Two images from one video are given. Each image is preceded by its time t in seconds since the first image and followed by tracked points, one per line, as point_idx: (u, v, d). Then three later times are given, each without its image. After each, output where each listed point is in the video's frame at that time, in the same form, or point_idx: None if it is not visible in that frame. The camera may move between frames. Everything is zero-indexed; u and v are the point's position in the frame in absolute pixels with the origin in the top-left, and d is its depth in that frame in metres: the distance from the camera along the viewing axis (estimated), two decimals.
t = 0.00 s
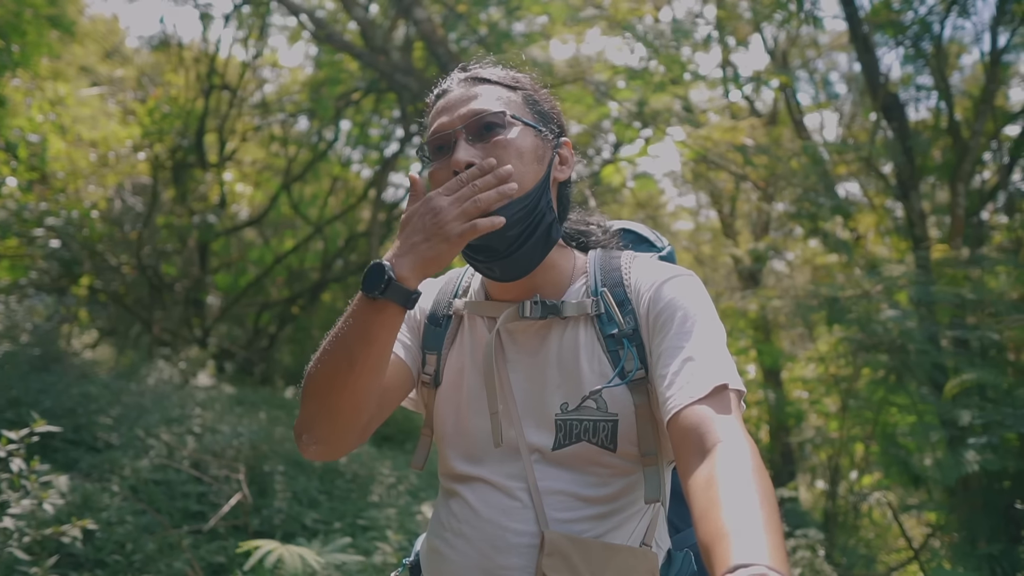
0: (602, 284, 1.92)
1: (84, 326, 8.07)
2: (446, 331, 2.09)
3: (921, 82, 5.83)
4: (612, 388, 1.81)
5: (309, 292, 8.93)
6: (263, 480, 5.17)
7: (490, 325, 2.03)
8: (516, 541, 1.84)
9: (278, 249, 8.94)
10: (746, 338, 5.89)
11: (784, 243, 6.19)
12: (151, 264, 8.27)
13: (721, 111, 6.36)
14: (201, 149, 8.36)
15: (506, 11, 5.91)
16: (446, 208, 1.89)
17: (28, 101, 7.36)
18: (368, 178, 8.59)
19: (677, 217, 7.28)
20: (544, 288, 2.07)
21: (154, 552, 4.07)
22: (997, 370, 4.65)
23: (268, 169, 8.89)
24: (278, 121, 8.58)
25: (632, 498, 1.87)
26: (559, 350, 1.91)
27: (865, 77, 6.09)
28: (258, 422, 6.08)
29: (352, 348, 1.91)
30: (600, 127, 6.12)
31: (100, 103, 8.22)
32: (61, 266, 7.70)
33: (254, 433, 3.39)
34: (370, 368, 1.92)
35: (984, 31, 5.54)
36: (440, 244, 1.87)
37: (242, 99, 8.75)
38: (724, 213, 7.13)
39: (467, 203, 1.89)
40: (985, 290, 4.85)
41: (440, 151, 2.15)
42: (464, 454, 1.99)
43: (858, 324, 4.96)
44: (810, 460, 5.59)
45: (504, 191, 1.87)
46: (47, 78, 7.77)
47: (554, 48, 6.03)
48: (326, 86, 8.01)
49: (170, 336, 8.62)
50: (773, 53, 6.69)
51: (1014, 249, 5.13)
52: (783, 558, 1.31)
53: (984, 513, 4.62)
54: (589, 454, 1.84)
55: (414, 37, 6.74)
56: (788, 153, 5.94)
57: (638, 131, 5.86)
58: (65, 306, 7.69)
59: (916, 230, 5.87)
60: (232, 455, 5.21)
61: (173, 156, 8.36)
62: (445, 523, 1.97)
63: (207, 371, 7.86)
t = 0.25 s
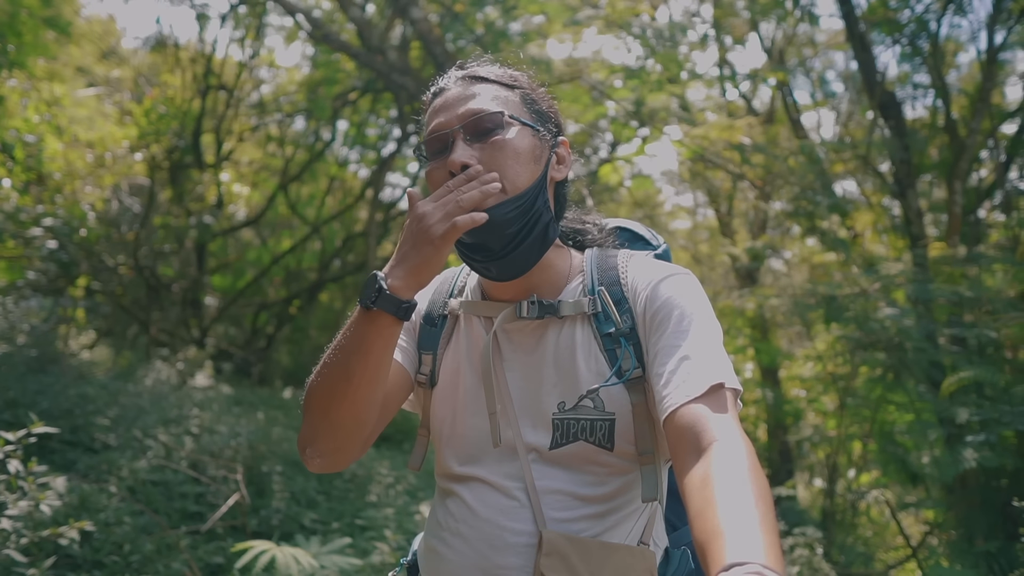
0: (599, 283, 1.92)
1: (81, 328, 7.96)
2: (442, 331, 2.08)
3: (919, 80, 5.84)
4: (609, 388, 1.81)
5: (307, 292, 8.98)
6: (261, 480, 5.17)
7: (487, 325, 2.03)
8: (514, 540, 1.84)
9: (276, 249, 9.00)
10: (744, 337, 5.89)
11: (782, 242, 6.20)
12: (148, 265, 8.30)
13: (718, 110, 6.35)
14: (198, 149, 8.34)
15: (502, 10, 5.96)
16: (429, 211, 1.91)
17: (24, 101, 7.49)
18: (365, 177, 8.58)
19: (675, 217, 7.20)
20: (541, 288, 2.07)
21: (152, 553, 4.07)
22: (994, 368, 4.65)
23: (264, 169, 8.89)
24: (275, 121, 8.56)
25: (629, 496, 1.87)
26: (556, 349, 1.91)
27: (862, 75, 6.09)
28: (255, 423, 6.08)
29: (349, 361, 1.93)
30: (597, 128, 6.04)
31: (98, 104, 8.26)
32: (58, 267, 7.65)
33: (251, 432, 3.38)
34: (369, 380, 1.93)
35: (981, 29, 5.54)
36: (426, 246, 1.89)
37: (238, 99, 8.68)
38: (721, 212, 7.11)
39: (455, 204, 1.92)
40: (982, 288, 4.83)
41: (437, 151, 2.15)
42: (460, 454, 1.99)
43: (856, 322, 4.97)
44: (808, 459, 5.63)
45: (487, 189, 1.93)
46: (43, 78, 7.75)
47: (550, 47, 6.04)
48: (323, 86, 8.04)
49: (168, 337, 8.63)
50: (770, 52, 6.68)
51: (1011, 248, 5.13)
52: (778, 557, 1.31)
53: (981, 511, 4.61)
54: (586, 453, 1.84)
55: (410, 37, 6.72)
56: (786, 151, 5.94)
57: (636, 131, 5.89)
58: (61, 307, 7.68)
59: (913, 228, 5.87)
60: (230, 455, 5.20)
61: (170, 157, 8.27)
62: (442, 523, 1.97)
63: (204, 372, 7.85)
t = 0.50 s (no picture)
0: (594, 277, 1.92)
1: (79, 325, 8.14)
2: (436, 327, 2.08)
3: (917, 77, 5.83)
4: (606, 382, 1.81)
5: (305, 290, 8.92)
6: (259, 477, 5.18)
7: (481, 320, 2.03)
8: (510, 535, 1.84)
9: (274, 247, 9.00)
10: (743, 334, 5.90)
11: (781, 238, 6.20)
12: (146, 263, 8.34)
13: (716, 107, 6.35)
14: (195, 147, 8.31)
15: (500, 7, 6.01)
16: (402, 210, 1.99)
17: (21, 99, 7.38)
18: (363, 175, 8.56)
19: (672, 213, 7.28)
20: (536, 283, 2.07)
21: (150, 551, 4.07)
22: (992, 364, 4.63)
23: (262, 167, 8.88)
24: (273, 119, 8.55)
25: (626, 490, 1.87)
26: (550, 343, 1.91)
27: (860, 72, 6.09)
28: (254, 420, 6.08)
29: (336, 364, 1.98)
30: (595, 125, 6.01)
31: (96, 101, 8.32)
32: (57, 266, 7.64)
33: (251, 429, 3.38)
34: (357, 380, 1.98)
35: (979, 26, 5.53)
36: (396, 241, 1.95)
37: (236, 96, 8.65)
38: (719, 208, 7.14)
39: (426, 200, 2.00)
40: (980, 284, 4.81)
41: (428, 150, 2.16)
42: (456, 450, 1.99)
43: (854, 318, 4.96)
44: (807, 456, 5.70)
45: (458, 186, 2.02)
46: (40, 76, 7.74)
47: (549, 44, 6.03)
48: (321, 83, 8.05)
49: (166, 334, 8.66)
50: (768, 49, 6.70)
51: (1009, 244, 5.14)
52: (777, 552, 1.30)
53: (980, 507, 4.61)
54: (582, 447, 1.84)
55: (408, 34, 6.71)
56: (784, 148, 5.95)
57: (634, 129, 5.81)
58: (59, 305, 7.66)
59: (911, 224, 5.87)
60: (228, 452, 5.21)
61: (167, 155, 8.31)
62: (438, 519, 1.97)
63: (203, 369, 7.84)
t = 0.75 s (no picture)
0: (592, 275, 1.91)
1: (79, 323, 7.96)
2: (432, 327, 2.08)
3: (917, 76, 5.82)
4: (603, 379, 1.80)
5: (304, 289, 9.00)
6: (259, 476, 5.18)
7: (478, 319, 2.03)
8: (507, 535, 1.84)
9: (273, 246, 9.00)
10: (742, 334, 5.89)
11: (780, 238, 6.16)
12: (147, 262, 8.35)
13: (716, 106, 6.34)
14: (195, 146, 8.31)
15: (500, 6, 5.93)
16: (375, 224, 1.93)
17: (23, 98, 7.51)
18: (363, 174, 8.54)
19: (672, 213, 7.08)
20: (533, 282, 2.07)
21: (149, 549, 4.07)
22: (993, 364, 4.62)
23: (262, 166, 8.89)
24: (273, 118, 8.45)
25: (624, 489, 1.87)
26: (547, 340, 1.90)
27: (861, 72, 6.09)
28: (253, 419, 6.07)
29: (324, 384, 1.99)
30: (595, 124, 6.01)
31: (96, 101, 8.44)
32: (58, 264, 7.68)
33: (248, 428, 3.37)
34: (350, 393, 1.98)
35: (980, 25, 5.53)
36: (371, 259, 1.90)
37: (236, 96, 8.66)
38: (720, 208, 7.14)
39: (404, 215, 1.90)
40: (981, 284, 4.79)
41: (425, 148, 2.16)
42: (452, 448, 1.99)
43: (854, 318, 4.94)
44: (806, 456, 5.67)
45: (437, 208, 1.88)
46: (40, 75, 7.75)
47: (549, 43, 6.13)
48: (321, 83, 8.05)
49: (166, 333, 8.73)
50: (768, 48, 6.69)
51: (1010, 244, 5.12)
52: (777, 552, 1.29)
53: (981, 508, 4.60)
54: (579, 446, 1.83)
55: (408, 34, 6.71)
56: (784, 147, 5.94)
57: (633, 127, 5.80)
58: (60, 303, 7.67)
59: (911, 224, 5.85)
60: (228, 451, 5.21)
61: (167, 154, 8.21)
62: (435, 518, 1.97)
63: (203, 368, 7.84)
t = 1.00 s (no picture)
0: (594, 274, 1.91)
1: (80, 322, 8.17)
2: (433, 325, 2.08)
3: (920, 76, 5.81)
4: (606, 379, 1.80)
5: (306, 288, 8.98)
6: (260, 474, 5.18)
7: (479, 317, 2.02)
8: (507, 535, 1.85)
9: (275, 244, 9.01)
10: (744, 333, 5.88)
11: (782, 238, 6.08)
12: (149, 260, 8.37)
13: (718, 105, 6.33)
14: (197, 145, 8.30)
15: (502, 5, 5.89)
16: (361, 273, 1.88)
17: (25, 97, 7.40)
18: (365, 173, 8.53)
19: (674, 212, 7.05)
20: (536, 279, 2.07)
21: (151, 547, 4.07)
22: (995, 365, 4.62)
23: (264, 165, 8.89)
24: (275, 116, 8.55)
25: (625, 489, 1.87)
26: (549, 339, 1.90)
27: (864, 72, 6.08)
28: (255, 418, 6.08)
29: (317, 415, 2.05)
30: (598, 123, 6.10)
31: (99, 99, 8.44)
32: (59, 262, 7.69)
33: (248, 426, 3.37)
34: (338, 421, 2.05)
35: (984, 25, 5.52)
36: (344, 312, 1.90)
37: (239, 94, 8.67)
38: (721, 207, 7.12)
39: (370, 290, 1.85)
40: (983, 284, 4.78)
41: (431, 141, 2.15)
42: (453, 448, 1.99)
43: (857, 318, 4.93)
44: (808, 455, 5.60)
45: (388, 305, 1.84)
46: (42, 73, 7.76)
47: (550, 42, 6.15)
48: (323, 81, 8.05)
49: (167, 331, 8.69)
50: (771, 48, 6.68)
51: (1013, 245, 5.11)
52: (782, 552, 1.29)
53: (982, 509, 4.61)
54: (581, 445, 1.83)
55: (411, 32, 6.70)
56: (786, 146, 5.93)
57: (635, 126, 5.85)
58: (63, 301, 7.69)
59: (914, 224, 5.85)
60: (229, 449, 5.22)
61: (169, 152, 8.27)
62: (436, 518, 1.98)
63: (205, 367, 7.84)
